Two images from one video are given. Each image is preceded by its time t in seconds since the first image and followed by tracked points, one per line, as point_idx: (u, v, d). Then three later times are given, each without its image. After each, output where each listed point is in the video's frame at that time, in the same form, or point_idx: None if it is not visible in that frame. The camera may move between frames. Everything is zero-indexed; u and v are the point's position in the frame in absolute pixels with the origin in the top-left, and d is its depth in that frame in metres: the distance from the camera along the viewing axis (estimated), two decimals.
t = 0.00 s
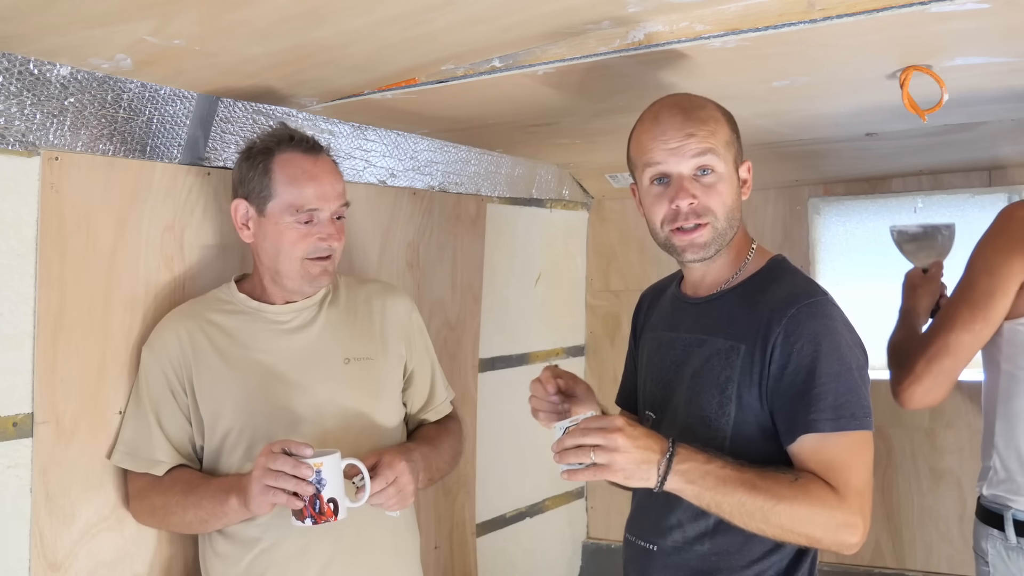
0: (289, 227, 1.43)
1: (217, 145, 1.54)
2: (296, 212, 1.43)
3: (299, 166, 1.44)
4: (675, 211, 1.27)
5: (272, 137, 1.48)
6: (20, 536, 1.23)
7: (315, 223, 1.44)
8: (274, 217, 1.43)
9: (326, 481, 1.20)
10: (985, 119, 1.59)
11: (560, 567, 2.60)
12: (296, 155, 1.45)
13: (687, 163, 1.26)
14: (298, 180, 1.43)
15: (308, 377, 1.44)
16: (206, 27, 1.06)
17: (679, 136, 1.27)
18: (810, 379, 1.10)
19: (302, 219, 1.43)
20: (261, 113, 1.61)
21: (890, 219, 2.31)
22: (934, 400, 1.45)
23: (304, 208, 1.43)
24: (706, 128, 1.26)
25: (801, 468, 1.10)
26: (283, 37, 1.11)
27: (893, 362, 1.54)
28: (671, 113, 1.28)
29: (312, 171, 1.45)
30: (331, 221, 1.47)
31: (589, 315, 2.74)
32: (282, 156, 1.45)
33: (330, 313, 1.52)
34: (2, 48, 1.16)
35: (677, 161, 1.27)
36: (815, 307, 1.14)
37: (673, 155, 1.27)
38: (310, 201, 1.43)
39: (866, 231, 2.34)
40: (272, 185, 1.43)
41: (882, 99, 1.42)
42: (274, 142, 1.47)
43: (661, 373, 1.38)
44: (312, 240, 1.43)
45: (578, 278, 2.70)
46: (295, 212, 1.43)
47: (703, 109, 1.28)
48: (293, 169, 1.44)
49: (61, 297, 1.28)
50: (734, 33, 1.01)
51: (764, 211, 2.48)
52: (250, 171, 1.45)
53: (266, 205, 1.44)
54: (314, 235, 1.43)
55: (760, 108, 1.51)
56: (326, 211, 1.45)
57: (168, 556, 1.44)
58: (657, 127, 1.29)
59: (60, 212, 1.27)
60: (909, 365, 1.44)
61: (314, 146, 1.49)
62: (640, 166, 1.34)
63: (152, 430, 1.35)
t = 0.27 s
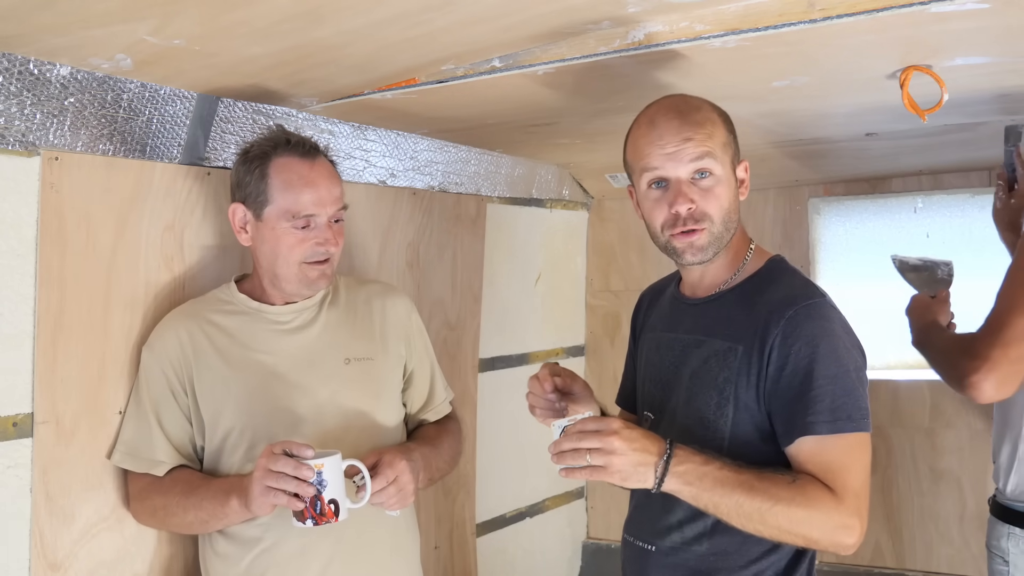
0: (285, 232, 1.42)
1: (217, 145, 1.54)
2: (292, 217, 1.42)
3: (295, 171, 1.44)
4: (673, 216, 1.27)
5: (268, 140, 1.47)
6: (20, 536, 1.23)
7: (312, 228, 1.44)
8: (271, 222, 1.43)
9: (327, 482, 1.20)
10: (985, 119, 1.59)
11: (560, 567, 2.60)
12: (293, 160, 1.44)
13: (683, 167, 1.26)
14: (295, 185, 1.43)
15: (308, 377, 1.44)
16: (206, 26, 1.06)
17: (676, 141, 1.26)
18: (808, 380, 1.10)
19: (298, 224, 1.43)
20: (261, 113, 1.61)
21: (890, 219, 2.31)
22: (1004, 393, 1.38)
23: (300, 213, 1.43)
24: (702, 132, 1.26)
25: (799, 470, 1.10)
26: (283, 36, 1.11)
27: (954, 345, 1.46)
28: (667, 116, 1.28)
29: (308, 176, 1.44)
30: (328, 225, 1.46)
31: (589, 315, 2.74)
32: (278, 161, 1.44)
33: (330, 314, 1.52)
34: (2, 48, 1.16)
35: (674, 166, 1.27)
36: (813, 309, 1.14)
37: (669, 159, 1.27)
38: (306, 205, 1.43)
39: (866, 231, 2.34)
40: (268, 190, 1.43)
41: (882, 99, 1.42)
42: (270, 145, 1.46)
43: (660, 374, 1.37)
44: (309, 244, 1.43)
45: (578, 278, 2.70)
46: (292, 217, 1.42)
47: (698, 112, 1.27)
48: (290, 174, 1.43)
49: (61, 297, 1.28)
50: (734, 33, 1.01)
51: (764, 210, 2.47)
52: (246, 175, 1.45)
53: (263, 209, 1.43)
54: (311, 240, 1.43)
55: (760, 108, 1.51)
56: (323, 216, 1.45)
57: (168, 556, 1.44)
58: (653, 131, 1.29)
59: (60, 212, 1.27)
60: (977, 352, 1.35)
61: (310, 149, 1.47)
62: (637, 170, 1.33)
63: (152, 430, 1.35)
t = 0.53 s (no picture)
0: (284, 235, 1.42)
1: (217, 145, 1.54)
2: (291, 220, 1.42)
3: (294, 173, 1.43)
4: (669, 218, 1.27)
5: (267, 141, 1.47)
6: (21, 535, 1.23)
7: (311, 231, 1.43)
8: (270, 224, 1.43)
9: (327, 482, 1.20)
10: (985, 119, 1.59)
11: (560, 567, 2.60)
12: (291, 162, 1.44)
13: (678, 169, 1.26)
14: (293, 189, 1.42)
15: (307, 378, 1.44)
16: (206, 27, 1.06)
17: (670, 143, 1.26)
18: (805, 382, 1.10)
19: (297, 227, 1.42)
20: (261, 113, 1.61)
21: (890, 219, 2.31)
22: None
23: (299, 216, 1.42)
24: (696, 133, 1.26)
25: (796, 472, 1.10)
26: (283, 37, 1.11)
27: (980, 343, 1.53)
28: (661, 119, 1.28)
29: (307, 179, 1.43)
30: (327, 228, 1.45)
31: (589, 315, 2.74)
32: (276, 163, 1.44)
33: (330, 314, 1.52)
34: (2, 48, 1.16)
35: (669, 168, 1.27)
36: (811, 310, 1.14)
37: (664, 162, 1.27)
38: (304, 208, 1.42)
39: (866, 231, 2.35)
40: (266, 194, 1.43)
41: (882, 99, 1.42)
42: (269, 147, 1.46)
43: (660, 374, 1.37)
44: (307, 247, 1.43)
45: (578, 277, 2.70)
46: (290, 221, 1.42)
47: (692, 114, 1.27)
48: (288, 177, 1.43)
49: (61, 297, 1.28)
50: (734, 33, 1.01)
51: (764, 210, 2.47)
52: (245, 177, 1.45)
53: (262, 212, 1.43)
54: (310, 243, 1.43)
55: (760, 108, 1.51)
56: (321, 219, 1.44)
57: (168, 556, 1.44)
58: (647, 134, 1.29)
59: (60, 213, 1.28)
60: (1008, 353, 1.42)
61: (310, 151, 1.47)
62: (632, 173, 1.33)
63: (153, 431, 1.35)
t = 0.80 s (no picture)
0: (284, 237, 1.42)
1: (217, 145, 1.54)
2: (291, 222, 1.42)
3: (293, 175, 1.43)
4: (668, 227, 1.27)
5: (267, 142, 1.47)
6: (21, 535, 1.23)
7: (310, 233, 1.43)
8: (270, 227, 1.43)
9: (327, 482, 1.20)
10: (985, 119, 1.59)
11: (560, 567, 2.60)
12: (290, 164, 1.44)
13: (671, 177, 1.26)
14: (293, 191, 1.42)
15: (307, 378, 1.44)
16: (206, 27, 1.06)
17: (661, 152, 1.26)
18: (803, 382, 1.10)
19: (296, 230, 1.42)
20: (261, 113, 1.61)
21: (890, 219, 2.31)
22: None
23: (298, 218, 1.42)
24: (686, 140, 1.26)
25: (795, 470, 1.10)
26: (283, 36, 1.11)
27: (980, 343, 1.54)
28: (650, 128, 1.28)
29: (307, 182, 1.43)
30: (327, 230, 1.45)
31: (589, 315, 2.74)
32: (275, 164, 1.44)
33: (330, 314, 1.52)
34: (2, 48, 1.16)
35: (662, 177, 1.27)
36: (809, 309, 1.14)
37: (656, 170, 1.27)
38: (303, 210, 1.42)
39: (866, 232, 2.35)
40: (265, 196, 1.43)
41: (882, 99, 1.42)
42: (268, 148, 1.46)
43: (661, 375, 1.37)
44: (307, 249, 1.43)
45: (578, 277, 2.69)
46: (289, 223, 1.42)
47: (681, 120, 1.27)
48: (288, 180, 1.43)
49: (61, 297, 1.28)
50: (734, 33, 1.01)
51: (764, 210, 2.47)
52: (245, 178, 1.45)
53: (261, 213, 1.43)
54: (310, 245, 1.43)
55: (760, 108, 1.51)
56: (321, 221, 1.44)
57: (168, 556, 1.44)
58: (637, 145, 1.29)
59: (60, 213, 1.28)
60: (1011, 352, 1.43)
61: (309, 152, 1.46)
62: (627, 184, 1.33)
63: (153, 431, 1.35)
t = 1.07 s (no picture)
0: (283, 237, 1.42)
1: (217, 145, 1.54)
2: (290, 223, 1.42)
3: (293, 176, 1.43)
4: (662, 228, 1.27)
5: (267, 143, 1.47)
6: (20, 535, 1.23)
7: (310, 233, 1.43)
8: (269, 228, 1.43)
9: (326, 482, 1.20)
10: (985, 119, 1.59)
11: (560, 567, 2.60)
12: (290, 164, 1.44)
13: (665, 178, 1.26)
14: (292, 191, 1.42)
15: (307, 378, 1.44)
16: (206, 27, 1.06)
17: (655, 154, 1.26)
18: (802, 381, 1.10)
19: (295, 230, 1.42)
20: (261, 113, 1.61)
21: (890, 219, 2.31)
22: None
23: (297, 218, 1.42)
24: (679, 141, 1.26)
25: (796, 468, 1.10)
26: (283, 37, 1.11)
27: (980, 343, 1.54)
28: (644, 130, 1.28)
29: (306, 182, 1.43)
30: (327, 230, 1.45)
31: (589, 315, 2.74)
32: (275, 165, 1.44)
33: (330, 314, 1.52)
34: (2, 48, 1.16)
35: (656, 178, 1.27)
36: (808, 309, 1.14)
37: (650, 172, 1.27)
38: (302, 211, 1.42)
39: (867, 232, 2.35)
40: (265, 196, 1.43)
41: (882, 99, 1.42)
42: (268, 148, 1.46)
43: (661, 375, 1.37)
44: (306, 250, 1.43)
45: (578, 277, 2.70)
46: (289, 224, 1.42)
47: (675, 122, 1.27)
48: (288, 180, 1.43)
49: (61, 297, 1.28)
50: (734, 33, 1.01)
51: (764, 211, 2.47)
52: (245, 179, 1.45)
53: (261, 214, 1.43)
54: (309, 245, 1.43)
55: (760, 108, 1.51)
56: (321, 222, 1.44)
57: (167, 556, 1.44)
58: (631, 147, 1.29)
59: (60, 213, 1.28)
60: (1014, 352, 1.43)
61: (309, 152, 1.47)
62: (622, 186, 1.33)
63: (153, 431, 1.35)
